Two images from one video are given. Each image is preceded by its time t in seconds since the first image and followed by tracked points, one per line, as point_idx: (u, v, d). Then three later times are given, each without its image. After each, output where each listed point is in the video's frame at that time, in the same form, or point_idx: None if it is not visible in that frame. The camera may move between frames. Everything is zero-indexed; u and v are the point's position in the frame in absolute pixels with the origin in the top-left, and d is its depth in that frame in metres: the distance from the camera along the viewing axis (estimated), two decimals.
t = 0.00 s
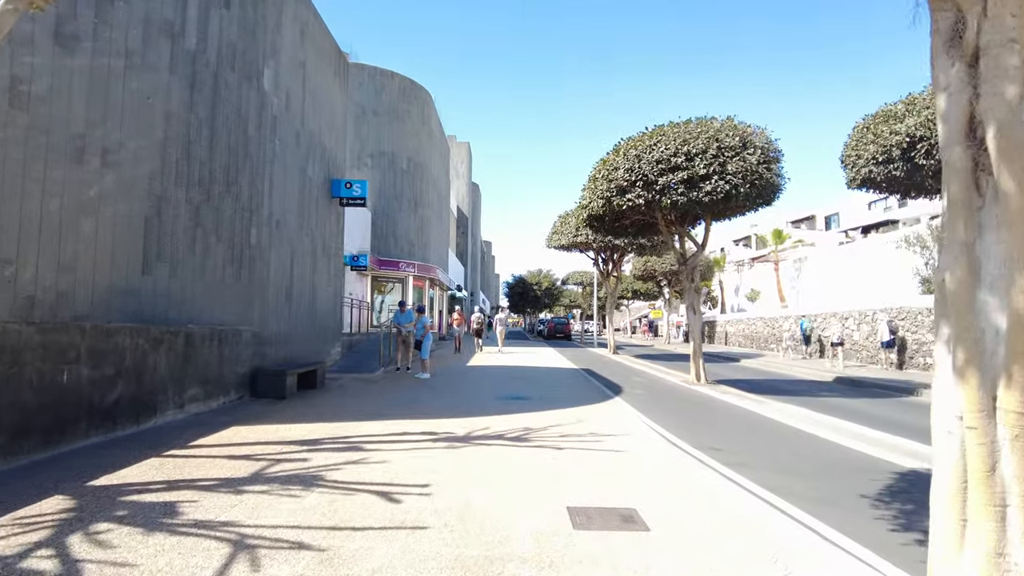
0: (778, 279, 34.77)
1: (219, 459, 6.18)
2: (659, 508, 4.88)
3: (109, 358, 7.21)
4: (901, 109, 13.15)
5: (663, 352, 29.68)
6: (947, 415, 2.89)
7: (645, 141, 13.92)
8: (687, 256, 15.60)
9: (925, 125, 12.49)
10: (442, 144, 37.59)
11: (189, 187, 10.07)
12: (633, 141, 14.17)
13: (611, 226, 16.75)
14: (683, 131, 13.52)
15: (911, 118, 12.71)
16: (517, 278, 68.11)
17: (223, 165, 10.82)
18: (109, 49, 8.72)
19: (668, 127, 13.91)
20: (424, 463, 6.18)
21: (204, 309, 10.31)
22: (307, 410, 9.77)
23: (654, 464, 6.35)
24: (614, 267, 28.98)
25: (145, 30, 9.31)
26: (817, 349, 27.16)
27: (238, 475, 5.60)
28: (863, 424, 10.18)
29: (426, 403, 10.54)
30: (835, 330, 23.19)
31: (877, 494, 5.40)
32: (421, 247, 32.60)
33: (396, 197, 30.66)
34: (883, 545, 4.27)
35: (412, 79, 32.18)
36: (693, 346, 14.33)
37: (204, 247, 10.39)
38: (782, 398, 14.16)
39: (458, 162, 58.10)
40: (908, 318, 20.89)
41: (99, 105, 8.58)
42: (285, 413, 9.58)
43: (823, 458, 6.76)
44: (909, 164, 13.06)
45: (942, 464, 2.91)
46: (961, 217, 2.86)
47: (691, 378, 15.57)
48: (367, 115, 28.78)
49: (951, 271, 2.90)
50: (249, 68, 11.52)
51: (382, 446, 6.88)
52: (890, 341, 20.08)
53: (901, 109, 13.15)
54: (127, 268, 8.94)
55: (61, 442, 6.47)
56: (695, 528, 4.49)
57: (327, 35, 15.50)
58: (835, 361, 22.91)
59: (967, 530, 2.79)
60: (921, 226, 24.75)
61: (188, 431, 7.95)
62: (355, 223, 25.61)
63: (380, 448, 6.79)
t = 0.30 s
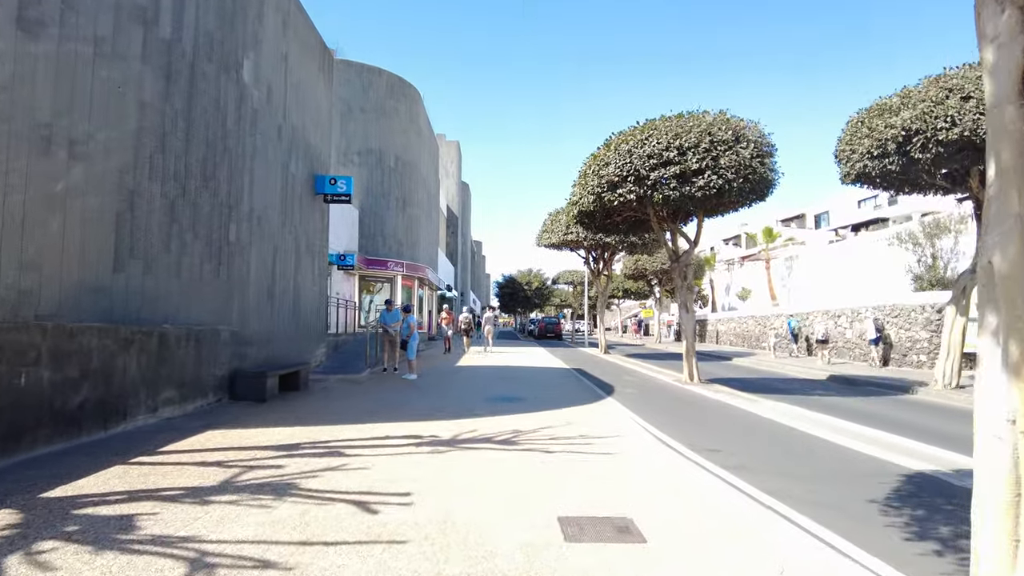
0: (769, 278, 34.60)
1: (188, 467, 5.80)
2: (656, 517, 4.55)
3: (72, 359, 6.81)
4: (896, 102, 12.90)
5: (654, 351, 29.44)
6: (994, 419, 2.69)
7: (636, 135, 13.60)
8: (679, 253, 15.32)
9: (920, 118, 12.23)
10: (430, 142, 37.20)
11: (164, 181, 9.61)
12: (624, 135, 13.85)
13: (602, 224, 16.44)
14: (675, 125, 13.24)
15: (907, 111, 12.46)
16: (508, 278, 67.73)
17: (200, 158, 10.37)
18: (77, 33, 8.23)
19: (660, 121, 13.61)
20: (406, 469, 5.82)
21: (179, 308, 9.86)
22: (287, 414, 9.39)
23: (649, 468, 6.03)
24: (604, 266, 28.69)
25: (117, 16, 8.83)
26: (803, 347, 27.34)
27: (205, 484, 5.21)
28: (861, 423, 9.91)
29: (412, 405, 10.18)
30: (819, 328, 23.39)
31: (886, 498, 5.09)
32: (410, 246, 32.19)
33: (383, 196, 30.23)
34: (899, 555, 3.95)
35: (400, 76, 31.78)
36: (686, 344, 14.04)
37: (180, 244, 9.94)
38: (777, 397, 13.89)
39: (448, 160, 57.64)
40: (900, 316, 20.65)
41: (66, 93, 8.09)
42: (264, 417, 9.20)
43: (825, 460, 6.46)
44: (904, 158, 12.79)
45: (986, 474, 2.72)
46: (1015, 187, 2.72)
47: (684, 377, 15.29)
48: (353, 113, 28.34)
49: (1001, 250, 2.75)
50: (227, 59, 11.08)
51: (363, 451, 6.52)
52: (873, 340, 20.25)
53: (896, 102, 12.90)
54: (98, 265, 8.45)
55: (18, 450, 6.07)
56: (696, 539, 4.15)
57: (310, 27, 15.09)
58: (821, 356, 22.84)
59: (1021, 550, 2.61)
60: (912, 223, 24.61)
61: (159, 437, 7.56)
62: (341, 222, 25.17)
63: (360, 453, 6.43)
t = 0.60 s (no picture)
0: (763, 276, 34.40)
1: (156, 481, 5.43)
2: (654, 537, 4.22)
3: (37, 366, 6.43)
4: (894, 96, 12.64)
5: (648, 351, 29.16)
6: None
7: (630, 130, 13.29)
8: (674, 252, 15.04)
9: (920, 112, 11.95)
10: (422, 140, 36.83)
11: (139, 178, 9.22)
12: (618, 131, 13.54)
13: (596, 222, 16.13)
14: (669, 120, 12.91)
15: (906, 106, 12.20)
16: (501, 277, 67.40)
17: (177, 155, 9.98)
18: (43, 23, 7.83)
19: (654, 116, 13.30)
20: (388, 482, 5.47)
21: (156, 310, 9.48)
22: (270, 420, 9.03)
23: (646, 478, 5.72)
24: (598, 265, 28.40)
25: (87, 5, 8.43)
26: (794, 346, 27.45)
27: (171, 501, 4.85)
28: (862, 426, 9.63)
29: (400, 410, 9.83)
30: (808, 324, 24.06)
31: (898, 511, 4.78)
32: (401, 245, 31.82)
33: (374, 195, 29.85)
34: None
35: (390, 73, 31.36)
36: (682, 345, 13.74)
37: (157, 244, 9.55)
38: (775, 398, 13.60)
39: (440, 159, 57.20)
40: (897, 314, 20.44)
41: (32, 85, 7.69)
42: (246, 423, 8.83)
43: (830, 469, 6.15)
44: (903, 154, 12.52)
45: None
46: None
47: (680, 378, 14.99)
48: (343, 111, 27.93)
49: None
50: (205, 52, 10.70)
51: (345, 462, 6.17)
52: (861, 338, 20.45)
53: (894, 96, 12.64)
54: (68, 266, 8.04)
55: None
56: (698, 561, 3.83)
57: (295, 21, 14.70)
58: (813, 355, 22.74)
59: None
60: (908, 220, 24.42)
61: (132, 446, 7.19)
62: (331, 221, 24.78)
63: (341, 464, 6.08)
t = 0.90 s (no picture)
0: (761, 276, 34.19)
1: (132, 487, 5.12)
2: (663, 550, 3.93)
3: (10, 365, 6.11)
4: (900, 91, 12.39)
5: (646, 351, 28.90)
6: None
7: (631, 125, 13.00)
8: (674, 250, 14.78)
9: (926, 108, 11.69)
10: (418, 138, 36.51)
11: (124, 170, 8.90)
12: (618, 126, 13.25)
13: (595, 219, 15.85)
14: (670, 115, 12.63)
15: (912, 101, 11.94)
16: (498, 276, 67.12)
17: (164, 146, 9.66)
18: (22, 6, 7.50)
19: (655, 111, 13.02)
20: (379, 489, 5.17)
21: (142, 308, 9.15)
22: (259, 421, 8.72)
23: (651, 484, 5.43)
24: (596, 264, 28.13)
25: None
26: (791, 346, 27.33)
27: (146, 509, 4.54)
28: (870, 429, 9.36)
29: (394, 412, 9.53)
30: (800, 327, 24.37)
31: (920, 522, 4.50)
32: (397, 244, 31.51)
33: (370, 193, 29.52)
34: None
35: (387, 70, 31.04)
36: (683, 345, 13.46)
37: (143, 238, 9.23)
38: (777, 399, 13.33)
39: (437, 157, 56.84)
40: (898, 315, 20.21)
41: (10, 71, 7.36)
42: (234, 425, 8.52)
43: (843, 474, 5.87)
44: (909, 150, 12.25)
45: None
46: None
47: (680, 378, 14.71)
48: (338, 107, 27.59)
49: None
50: (194, 41, 10.39)
51: (335, 467, 5.86)
52: (856, 338, 20.52)
53: (900, 92, 12.39)
54: (49, 260, 7.71)
55: None
56: None
57: (288, 13, 14.39)
58: (811, 355, 22.60)
59: None
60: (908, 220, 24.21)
61: (113, 449, 6.88)
62: (326, 219, 24.44)
63: (330, 469, 5.77)
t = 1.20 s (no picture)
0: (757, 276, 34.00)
1: (99, 502, 4.80)
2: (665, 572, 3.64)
3: None
4: (902, 89, 12.15)
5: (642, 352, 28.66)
6: None
7: (628, 122, 12.72)
8: (672, 251, 14.52)
9: (929, 105, 11.46)
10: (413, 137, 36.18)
11: (103, 166, 8.56)
12: (615, 123, 12.97)
13: (591, 219, 15.57)
14: (668, 113, 12.35)
15: (915, 99, 11.70)
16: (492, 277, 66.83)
17: (144, 142, 9.31)
18: None
19: (653, 108, 12.74)
20: (363, 503, 4.86)
21: (122, 310, 8.82)
22: (242, 428, 8.39)
23: (650, 496, 5.14)
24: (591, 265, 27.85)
25: None
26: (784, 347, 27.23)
27: (111, 527, 4.23)
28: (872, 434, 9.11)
29: (383, 417, 9.23)
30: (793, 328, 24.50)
31: (939, 540, 4.23)
32: (390, 244, 31.18)
33: (363, 192, 29.18)
34: None
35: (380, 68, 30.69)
36: (680, 347, 13.19)
37: (123, 237, 8.89)
38: (775, 402, 13.08)
39: (431, 156, 56.49)
40: (896, 316, 20.00)
41: None
42: (216, 430, 8.20)
43: (853, 486, 5.60)
44: (911, 149, 12.02)
45: None
46: None
47: (676, 381, 14.44)
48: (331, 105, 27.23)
49: None
50: (178, 33, 10.04)
51: (318, 478, 5.55)
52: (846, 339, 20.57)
53: (902, 89, 12.15)
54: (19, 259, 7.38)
55: None
56: None
57: (278, 7, 14.05)
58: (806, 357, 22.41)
59: None
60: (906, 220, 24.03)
61: (86, 457, 6.55)
62: (318, 218, 24.09)
63: (313, 481, 5.46)
